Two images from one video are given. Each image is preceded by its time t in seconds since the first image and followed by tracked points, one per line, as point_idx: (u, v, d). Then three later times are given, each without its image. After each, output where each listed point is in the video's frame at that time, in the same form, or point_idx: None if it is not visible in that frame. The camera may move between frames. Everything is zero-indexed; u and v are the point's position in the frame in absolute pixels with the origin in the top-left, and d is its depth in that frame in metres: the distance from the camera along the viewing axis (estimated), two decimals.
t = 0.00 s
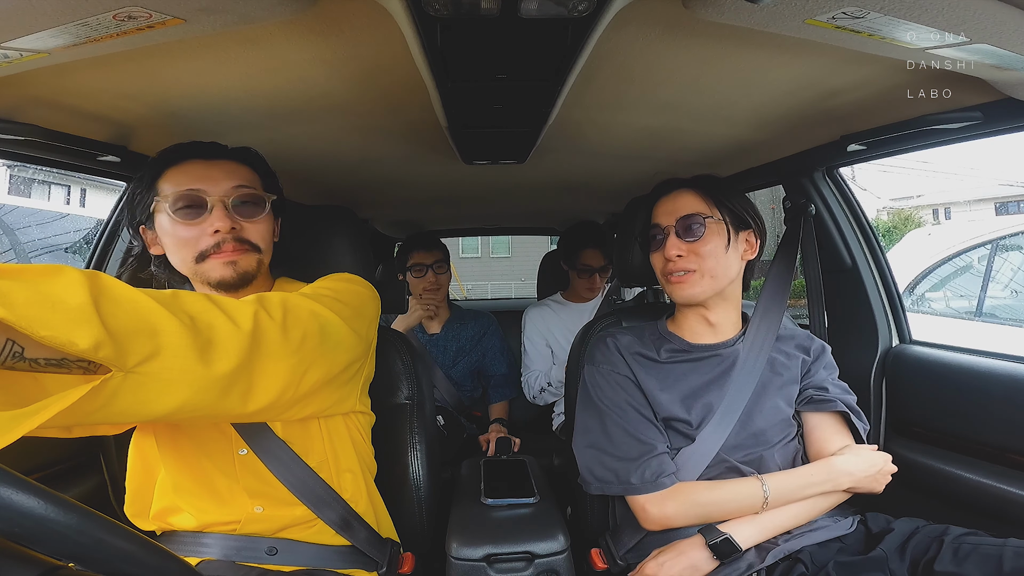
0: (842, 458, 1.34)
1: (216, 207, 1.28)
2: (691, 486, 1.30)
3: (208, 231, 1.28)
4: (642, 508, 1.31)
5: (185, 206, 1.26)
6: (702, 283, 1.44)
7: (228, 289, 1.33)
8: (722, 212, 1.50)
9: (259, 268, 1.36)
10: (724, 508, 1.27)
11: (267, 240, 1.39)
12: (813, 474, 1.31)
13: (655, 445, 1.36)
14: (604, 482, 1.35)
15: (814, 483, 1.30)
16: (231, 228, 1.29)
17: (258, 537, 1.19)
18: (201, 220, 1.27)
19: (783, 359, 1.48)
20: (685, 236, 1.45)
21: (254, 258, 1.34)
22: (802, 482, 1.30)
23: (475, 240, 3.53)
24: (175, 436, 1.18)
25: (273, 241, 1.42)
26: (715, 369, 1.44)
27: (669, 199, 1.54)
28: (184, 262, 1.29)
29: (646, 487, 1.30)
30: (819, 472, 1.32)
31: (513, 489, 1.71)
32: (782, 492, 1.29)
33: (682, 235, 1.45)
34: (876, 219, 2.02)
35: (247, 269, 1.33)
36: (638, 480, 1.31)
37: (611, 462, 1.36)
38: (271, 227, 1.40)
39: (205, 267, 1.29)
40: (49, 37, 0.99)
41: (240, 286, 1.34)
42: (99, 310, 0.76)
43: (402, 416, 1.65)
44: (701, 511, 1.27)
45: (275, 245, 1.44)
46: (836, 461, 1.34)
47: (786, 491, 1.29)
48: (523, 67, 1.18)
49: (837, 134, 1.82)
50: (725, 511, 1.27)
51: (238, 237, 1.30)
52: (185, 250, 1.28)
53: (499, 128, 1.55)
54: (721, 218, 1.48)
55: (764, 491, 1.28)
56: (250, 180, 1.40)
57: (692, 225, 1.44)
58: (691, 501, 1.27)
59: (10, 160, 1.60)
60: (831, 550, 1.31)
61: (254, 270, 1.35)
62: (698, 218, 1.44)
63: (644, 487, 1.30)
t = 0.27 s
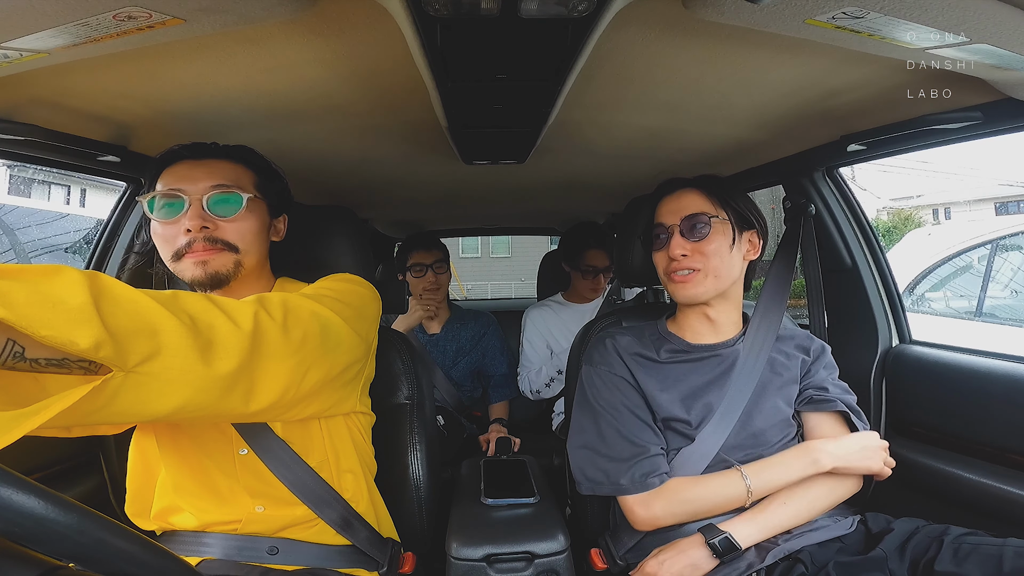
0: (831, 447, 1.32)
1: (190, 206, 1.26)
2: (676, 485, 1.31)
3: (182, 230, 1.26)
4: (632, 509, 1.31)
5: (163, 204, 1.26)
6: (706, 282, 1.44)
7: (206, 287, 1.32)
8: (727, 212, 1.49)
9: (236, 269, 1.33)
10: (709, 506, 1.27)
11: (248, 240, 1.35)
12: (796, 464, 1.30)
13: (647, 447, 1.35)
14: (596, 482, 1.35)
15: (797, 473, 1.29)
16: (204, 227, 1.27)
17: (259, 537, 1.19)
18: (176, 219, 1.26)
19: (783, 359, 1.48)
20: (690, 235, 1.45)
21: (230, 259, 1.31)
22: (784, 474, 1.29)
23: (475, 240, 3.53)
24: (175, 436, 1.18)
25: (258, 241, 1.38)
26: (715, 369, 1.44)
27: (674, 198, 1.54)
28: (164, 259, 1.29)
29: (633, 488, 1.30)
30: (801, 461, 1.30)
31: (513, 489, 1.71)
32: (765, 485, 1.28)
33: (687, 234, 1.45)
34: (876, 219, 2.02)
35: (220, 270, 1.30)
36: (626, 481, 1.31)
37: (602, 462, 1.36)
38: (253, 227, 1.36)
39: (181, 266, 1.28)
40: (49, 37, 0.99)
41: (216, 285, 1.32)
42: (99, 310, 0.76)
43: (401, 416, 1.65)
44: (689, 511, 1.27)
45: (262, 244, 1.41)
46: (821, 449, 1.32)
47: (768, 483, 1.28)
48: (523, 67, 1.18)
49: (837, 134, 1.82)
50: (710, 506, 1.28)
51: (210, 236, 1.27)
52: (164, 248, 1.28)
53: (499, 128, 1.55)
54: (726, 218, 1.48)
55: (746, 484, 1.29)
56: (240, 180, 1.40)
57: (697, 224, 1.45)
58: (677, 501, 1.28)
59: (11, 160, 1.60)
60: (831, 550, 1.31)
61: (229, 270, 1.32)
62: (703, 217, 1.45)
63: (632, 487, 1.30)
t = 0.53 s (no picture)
0: (754, 377, 1.19)
1: (182, 204, 1.27)
2: (640, 475, 1.26)
3: (174, 227, 1.27)
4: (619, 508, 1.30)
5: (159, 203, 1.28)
6: (706, 280, 1.44)
7: (198, 285, 1.32)
8: (728, 212, 1.49)
9: (227, 267, 1.33)
10: (673, 489, 1.21)
11: (241, 239, 1.35)
12: (737, 412, 1.18)
13: (632, 444, 1.36)
14: (584, 480, 1.36)
15: (739, 423, 1.18)
16: (193, 225, 1.27)
17: (259, 537, 1.19)
18: (169, 217, 1.27)
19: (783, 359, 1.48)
20: (689, 233, 1.45)
21: (220, 257, 1.30)
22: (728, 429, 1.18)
23: (475, 240, 3.53)
24: (175, 436, 1.17)
25: (252, 240, 1.37)
26: (714, 369, 1.45)
27: (674, 196, 1.54)
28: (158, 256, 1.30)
29: (617, 484, 1.31)
30: (739, 403, 1.19)
31: (513, 489, 1.71)
32: (713, 447, 1.18)
33: (685, 232, 1.46)
34: (876, 219, 2.02)
35: (209, 268, 1.29)
36: (612, 479, 1.32)
37: (590, 459, 1.36)
38: (245, 227, 1.35)
39: (173, 263, 1.28)
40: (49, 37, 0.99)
41: (207, 284, 1.32)
42: (99, 311, 0.76)
43: (401, 416, 1.65)
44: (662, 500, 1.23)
45: (257, 244, 1.40)
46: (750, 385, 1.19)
47: (714, 447, 1.17)
48: (523, 67, 1.18)
49: (836, 134, 1.82)
50: (676, 488, 1.21)
51: (200, 234, 1.27)
52: (159, 246, 1.29)
53: (499, 128, 1.55)
54: (725, 217, 1.48)
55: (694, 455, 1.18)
56: (236, 179, 1.39)
57: (696, 223, 1.45)
58: (647, 493, 1.24)
59: (11, 160, 1.60)
60: (831, 550, 1.31)
61: (220, 269, 1.32)
62: (702, 215, 1.45)
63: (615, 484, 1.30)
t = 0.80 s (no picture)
0: (719, 359, 1.17)
1: (181, 203, 1.28)
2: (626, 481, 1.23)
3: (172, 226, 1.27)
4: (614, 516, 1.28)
5: (161, 203, 1.29)
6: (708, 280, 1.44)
7: (197, 284, 1.32)
8: (729, 212, 1.50)
9: (225, 266, 1.32)
10: (664, 490, 1.19)
11: (240, 238, 1.34)
12: (710, 401, 1.16)
13: (626, 448, 1.39)
14: (578, 483, 1.39)
15: (714, 412, 1.16)
16: (191, 224, 1.27)
17: (258, 537, 1.19)
18: (169, 215, 1.28)
19: (783, 359, 1.48)
20: (692, 232, 1.43)
21: (218, 256, 1.30)
22: (704, 420, 1.16)
23: (475, 240, 3.53)
24: (175, 436, 1.17)
25: (251, 239, 1.37)
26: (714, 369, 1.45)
27: (675, 195, 1.53)
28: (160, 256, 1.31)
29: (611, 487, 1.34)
30: (712, 391, 1.16)
31: (513, 489, 1.71)
32: (692, 442, 1.16)
33: (688, 231, 1.44)
34: (876, 219, 2.02)
35: (207, 267, 1.29)
36: (604, 482, 1.36)
37: (585, 463, 1.39)
38: (244, 225, 1.35)
39: (173, 262, 1.29)
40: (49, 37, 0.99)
41: (206, 283, 1.32)
42: (99, 311, 0.76)
43: (401, 415, 1.65)
44: (654, 502, 1.21)
45: (256, 243, 1.39)
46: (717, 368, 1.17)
47: (695, 442, 1.15)
48: (523, 67, 1.18)
49: (836, 134, 1.82)
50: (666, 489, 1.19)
51: (197, 233, 1.28)
52: (159, 244, 1.30)
53: (499, 128, 1.55)
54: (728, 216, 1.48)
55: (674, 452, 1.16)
56: (238, 179, 1.39)
57: (700, 220, 1.43)
58: (637, 497, 1.22)
59: (11, 160, 1.60)
60: (831, 550, 1.31)
61: (218, 268, 1.31)
62: (706, 214, 1.43)
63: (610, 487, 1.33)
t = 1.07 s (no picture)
0: (700, 333, 1.27)
1: (177, 204, 1.28)
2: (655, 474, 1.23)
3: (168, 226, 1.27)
4: (657, 511, 1.25)
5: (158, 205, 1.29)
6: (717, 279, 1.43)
7: (193, 285, 1.32)
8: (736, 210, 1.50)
9: (221, 267, 1.32)
10: (699, 469, 1.20)
11: (236, 238, 1.34)
12: (707, 371, 1.25)
13: (649, 442, 1.38)
14: (606, 482, 1.36)
15: (715, 380, 1.24)
16: (187, 224, 1.27)
17: (258, 537, 1.19)
18: (166, 216, 1.28)
19: (783, 359, 1.48)
20: (702, 231, 1.43)
21: (214, 256, 1.30)
22: (708, 391, 1.24)
23: (475, 240, 3.53)
24: (175, 436, 1.17)
25: (248, 239, 1.37)
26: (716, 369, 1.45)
27: (682, 194, 1.53)
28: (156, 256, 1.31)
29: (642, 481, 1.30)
30: (705, 361, 1.26)
31: (513, 489, 1.71)
32: (705, 414, 1.22)
33: (698, 231, 1.43)
34: (876, 219, 2.02)
35: (202, 267, 1.29)
36: (634, 477, 1.33)
37: (610, 460, 1.37)
38: (240, 226, 1.34)
39: (168, 262, 1.29)
40: (49, 37, 0.99)
41: (201, 283, 1.32)
42: (99, 312, 0.76)
43: (401, 416, 1.65)
44: (693, 486, 1.21)
45: (253, 244, 1.39)
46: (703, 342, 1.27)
47: (707, 413, 1.21)
48: (523, 67, 1.18)
49: (836, 134, 1.82)
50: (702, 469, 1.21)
51: (193, 233, 1.27)
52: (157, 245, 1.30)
53: (499, 128, 1.55)
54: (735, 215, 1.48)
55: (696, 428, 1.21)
56: (233, 179, 1.38)
57: (711, 220, 1.42)
58: (675, 485, 1.21)
59: (11, 160, 1.60)
60: (831, 550, 1.31)
61: (213, 268, 1.31)
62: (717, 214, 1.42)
63: (641, 479, 1.30)
